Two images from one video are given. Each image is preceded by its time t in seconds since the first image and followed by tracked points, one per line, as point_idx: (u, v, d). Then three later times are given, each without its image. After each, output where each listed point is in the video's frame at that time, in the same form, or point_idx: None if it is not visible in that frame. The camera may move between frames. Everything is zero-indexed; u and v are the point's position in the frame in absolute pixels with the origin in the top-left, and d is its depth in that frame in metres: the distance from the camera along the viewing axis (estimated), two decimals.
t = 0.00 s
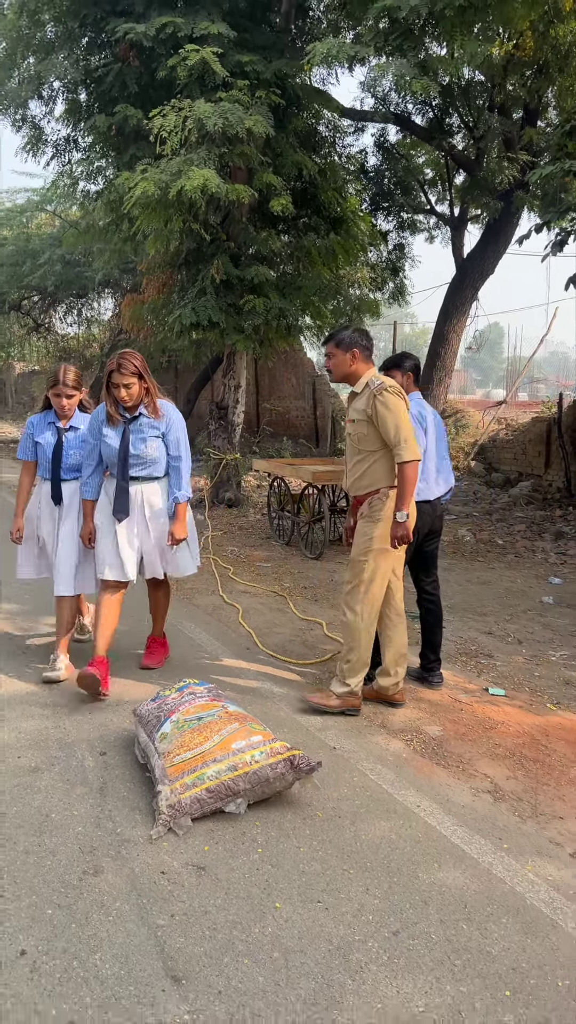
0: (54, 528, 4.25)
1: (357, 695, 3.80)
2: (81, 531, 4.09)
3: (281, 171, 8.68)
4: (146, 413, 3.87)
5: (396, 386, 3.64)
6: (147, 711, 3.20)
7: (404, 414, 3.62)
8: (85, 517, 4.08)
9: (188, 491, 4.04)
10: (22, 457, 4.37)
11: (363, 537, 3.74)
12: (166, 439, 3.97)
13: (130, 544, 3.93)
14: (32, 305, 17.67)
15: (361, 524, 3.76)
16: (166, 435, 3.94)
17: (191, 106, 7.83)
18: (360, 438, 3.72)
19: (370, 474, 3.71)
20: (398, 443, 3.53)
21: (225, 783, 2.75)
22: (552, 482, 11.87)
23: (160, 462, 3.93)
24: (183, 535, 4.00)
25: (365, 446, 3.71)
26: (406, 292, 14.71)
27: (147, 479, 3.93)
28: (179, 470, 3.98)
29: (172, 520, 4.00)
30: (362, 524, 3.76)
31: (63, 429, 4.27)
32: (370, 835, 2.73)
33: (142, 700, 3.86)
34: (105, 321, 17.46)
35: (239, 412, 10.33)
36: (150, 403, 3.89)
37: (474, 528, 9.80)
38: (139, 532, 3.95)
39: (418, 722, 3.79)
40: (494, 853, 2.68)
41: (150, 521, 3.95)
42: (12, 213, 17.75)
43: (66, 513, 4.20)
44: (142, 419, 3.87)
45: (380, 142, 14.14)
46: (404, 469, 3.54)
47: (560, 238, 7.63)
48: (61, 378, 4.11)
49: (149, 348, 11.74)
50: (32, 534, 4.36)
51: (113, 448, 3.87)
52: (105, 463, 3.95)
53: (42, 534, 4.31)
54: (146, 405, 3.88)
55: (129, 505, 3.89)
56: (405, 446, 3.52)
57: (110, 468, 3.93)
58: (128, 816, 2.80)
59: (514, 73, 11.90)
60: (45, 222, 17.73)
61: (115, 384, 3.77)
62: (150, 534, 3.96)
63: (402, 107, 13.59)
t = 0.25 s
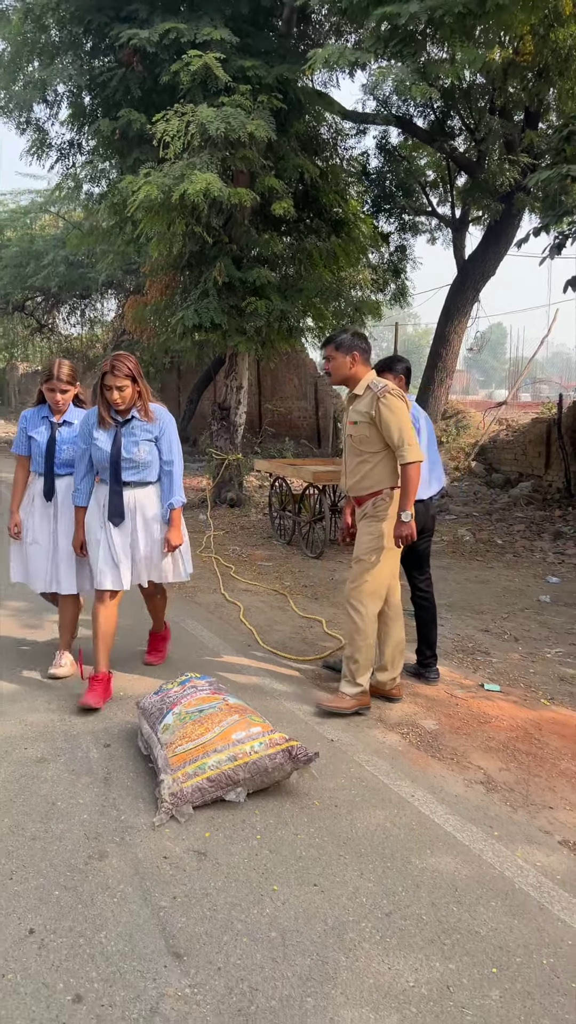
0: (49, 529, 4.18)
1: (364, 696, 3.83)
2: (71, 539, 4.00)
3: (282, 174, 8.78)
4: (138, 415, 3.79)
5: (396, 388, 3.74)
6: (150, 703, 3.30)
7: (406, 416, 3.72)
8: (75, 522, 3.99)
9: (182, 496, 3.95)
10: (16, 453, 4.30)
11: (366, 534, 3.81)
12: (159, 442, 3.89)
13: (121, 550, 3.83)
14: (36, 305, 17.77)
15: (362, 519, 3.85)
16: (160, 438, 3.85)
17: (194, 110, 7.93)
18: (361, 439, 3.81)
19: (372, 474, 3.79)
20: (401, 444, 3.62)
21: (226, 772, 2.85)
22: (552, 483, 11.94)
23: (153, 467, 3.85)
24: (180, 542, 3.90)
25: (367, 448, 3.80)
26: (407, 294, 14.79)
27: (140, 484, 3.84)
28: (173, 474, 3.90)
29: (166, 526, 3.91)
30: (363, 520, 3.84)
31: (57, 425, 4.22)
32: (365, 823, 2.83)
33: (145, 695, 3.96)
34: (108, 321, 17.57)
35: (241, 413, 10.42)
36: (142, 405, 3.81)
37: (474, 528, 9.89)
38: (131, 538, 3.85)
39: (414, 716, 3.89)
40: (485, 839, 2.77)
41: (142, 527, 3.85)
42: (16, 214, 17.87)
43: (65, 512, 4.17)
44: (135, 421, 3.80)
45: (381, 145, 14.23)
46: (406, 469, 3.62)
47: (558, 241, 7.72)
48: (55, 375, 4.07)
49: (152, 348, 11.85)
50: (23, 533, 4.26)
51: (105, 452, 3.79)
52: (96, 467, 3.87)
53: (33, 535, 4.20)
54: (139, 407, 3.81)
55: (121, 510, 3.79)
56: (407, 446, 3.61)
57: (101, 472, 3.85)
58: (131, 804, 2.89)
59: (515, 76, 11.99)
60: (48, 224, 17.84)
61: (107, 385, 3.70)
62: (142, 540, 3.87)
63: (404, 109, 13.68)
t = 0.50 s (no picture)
0: (44, 528, 4.12)
1: (371, 696, 3.89)
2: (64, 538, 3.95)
3: (285, 178, 8.88)
4: (134, 412, 3.72)
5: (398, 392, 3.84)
6: (156, 696, 3.41)
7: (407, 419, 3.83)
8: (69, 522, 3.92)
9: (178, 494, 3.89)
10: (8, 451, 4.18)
11: (368, 534, 3.89)
12: (155, 440, 3.82)
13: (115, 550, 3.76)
14: (40, 306, 17.87)
15: (363, 519, 3.94)
16: (156, 435, 3.79)
17: (198, 116, 8.05)
18: (361, 441, 3.89)
19: (372, 476, 3.88)
20: (403, 448, 3.72)
21: (229, 761, 2.96)
22: (553, 483, 12.01)
23: (150, 466, 3.79)
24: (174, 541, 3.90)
25: (367, 450, 3.89)
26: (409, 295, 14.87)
27: (136, 482, 3.77)
28: (169, 473, 3.84)
29: (162, 525, 3.86)
30: (364, 520, 3.93)
31: (51, 422, 4.12)
32: (363, 810, 2.93)
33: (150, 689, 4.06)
34: (112, 322, 17.67)
35: (244, 413, 10.52)
36: (138, 403, 3.74)
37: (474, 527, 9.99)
38: (126, 539, 3.77)
39: (412, 710, 3.99)
40: (479, 826, 2.87)
41: (137, 526, 3.78)
42: (21, 216, 17.98)
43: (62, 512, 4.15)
44: (130, 419, 3.72)
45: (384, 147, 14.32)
46: (407, 472, 3.73)
47: (557, 244, 7.80)
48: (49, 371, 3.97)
49: (156, 349, 11.95)
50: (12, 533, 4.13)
51: (101, 451, 3.71)
52: (91, 466, 3.79)
53: (25, 534, 4.10)
54: (134, 404, 3.73)
55: (116, 509, 3.73)
56: (408, 450, 3.72)
57: (95, 471, 3.77)
58: (137, 792, 3.00)
59: (516, 79, 12.07)
60: (53, 225, 17.95)
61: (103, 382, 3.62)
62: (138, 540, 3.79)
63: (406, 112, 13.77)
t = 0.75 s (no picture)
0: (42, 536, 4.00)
1: (375, 691, 3.98)
2: (63, 536, 3.83)
3: (288, 181, 9.00)
4: (137, 407, 3.71)
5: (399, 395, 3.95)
6: (163, 686, 3.52)
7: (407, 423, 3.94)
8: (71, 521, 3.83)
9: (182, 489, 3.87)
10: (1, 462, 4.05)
11: (369, 534, 3.98)
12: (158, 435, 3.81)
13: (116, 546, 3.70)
14: (45, 307, 17.99)
15: (362, 519, 4.03)
16: (160, 430, 3.77)
17: (202, 120, 8.17)
18: (362, 442, 3.99)
19: (372, 477, 3.98)
20: (404, 450, 3.83)
21: (234, 748, 3.07)
22: (554, 482, 12.09)
23: (154, 460, 3.76)
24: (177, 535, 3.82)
25: (369, 451, 3.99)
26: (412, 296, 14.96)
27: (139, 477, 3.74)
28: (173, 467, 3.81)
29: (165, 518, 3.81)
30: (364, 520, 4.02)
31: (47, 431, 4.03)
32: (364, 795, 3.04)
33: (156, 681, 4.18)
34: (116, 322, 17.79)
35: (248, 413, 10.63)
36: (141, 398, 3.73)
37: (476, 526, 10.08)
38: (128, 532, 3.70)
39: (412, 702, 4.10)
40: (475, 811, 2.98)
41: (140, 520, 3.73)
42: (26, 218, 18.12)
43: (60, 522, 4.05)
44: (135, 413, 3.71)
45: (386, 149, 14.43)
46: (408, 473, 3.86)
47: (557, 246, 7.88)
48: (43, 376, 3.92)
49: (160, 350, 12.06)
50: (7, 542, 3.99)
51: (105, 445, 3.68)
52: (93, 462, 3.77)
53: (22, 542, 3.96)
54: (137, 399, 3.72)
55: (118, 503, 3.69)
56: (410, 453, 3.83)
57: (99, 466, 3.75)
58: (146, 778, 3.12)
59: (518, 82, 12.17)
60: (58, 227, 18.08)
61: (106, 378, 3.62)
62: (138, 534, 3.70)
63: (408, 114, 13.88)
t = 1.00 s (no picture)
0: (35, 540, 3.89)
1: (378, 684, 4.07)
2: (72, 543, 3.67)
3: (292, 183, 9.10)
4: (143, 408, 3.59)
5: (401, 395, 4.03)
6: (171, 677, 3.62)
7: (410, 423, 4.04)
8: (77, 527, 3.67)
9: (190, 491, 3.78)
10: None
11: (370, 533, 4.06)
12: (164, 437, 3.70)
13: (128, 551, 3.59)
14: (49, 307, 18.08)
15: (363, 518, 4.11)
16: (167, 431, 3.67)
17: (207, 124, 8.27)
18: (364, 442, 4.07)
19: (375, 476, 4.06)
20: (406, 451, 3.92)
21: (240, 736, 3.17)
22: (556, 481, 12.16)
23: (161, 463, 3.66)
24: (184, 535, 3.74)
25: (372, 450, 4.07)
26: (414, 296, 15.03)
27: (147, 479, 3.63)
28: (180, 470, 3.72)
29: (174, 521, 3.71)
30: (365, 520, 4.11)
31: (40, 433, 3.90)
32: (366, 781, 3.14)
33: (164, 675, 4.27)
34: (120, 323, 17.87)
35: (251, 413, 10.72)
36: (146, 400, 3.62)
37: (477, 525, 10.17)
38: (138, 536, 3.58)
39: (413, 694, 4.20)
40: (474, 796, 3.08)
41: (150, 524, 3.60)
42: (31, 219, 18.21)
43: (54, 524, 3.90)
44: (140, 415, 3.60)
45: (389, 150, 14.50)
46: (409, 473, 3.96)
47: (558, 247, 7.96)
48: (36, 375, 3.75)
49: (164, 351, 12.16)
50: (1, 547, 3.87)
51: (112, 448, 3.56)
52: (99, 466, 3.64)
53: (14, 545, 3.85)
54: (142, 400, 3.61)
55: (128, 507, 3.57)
56: (412, 454, 3.92)
57: (105, 469, 3.63)
58: (155, 765, 3.21)
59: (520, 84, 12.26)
60: (62, 228, 18.16)
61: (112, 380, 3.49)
62: (148, 539, 3.57)
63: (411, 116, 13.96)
